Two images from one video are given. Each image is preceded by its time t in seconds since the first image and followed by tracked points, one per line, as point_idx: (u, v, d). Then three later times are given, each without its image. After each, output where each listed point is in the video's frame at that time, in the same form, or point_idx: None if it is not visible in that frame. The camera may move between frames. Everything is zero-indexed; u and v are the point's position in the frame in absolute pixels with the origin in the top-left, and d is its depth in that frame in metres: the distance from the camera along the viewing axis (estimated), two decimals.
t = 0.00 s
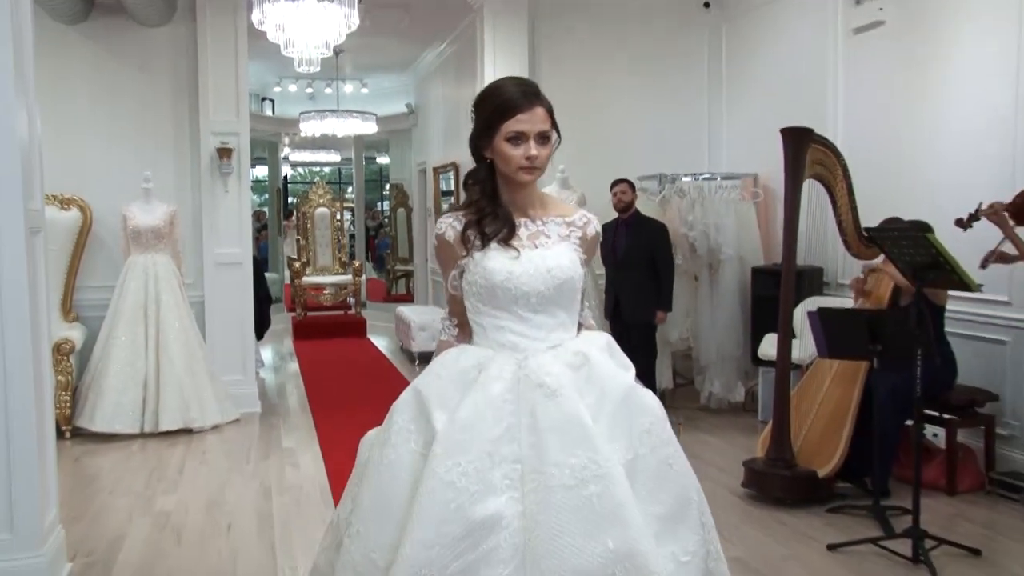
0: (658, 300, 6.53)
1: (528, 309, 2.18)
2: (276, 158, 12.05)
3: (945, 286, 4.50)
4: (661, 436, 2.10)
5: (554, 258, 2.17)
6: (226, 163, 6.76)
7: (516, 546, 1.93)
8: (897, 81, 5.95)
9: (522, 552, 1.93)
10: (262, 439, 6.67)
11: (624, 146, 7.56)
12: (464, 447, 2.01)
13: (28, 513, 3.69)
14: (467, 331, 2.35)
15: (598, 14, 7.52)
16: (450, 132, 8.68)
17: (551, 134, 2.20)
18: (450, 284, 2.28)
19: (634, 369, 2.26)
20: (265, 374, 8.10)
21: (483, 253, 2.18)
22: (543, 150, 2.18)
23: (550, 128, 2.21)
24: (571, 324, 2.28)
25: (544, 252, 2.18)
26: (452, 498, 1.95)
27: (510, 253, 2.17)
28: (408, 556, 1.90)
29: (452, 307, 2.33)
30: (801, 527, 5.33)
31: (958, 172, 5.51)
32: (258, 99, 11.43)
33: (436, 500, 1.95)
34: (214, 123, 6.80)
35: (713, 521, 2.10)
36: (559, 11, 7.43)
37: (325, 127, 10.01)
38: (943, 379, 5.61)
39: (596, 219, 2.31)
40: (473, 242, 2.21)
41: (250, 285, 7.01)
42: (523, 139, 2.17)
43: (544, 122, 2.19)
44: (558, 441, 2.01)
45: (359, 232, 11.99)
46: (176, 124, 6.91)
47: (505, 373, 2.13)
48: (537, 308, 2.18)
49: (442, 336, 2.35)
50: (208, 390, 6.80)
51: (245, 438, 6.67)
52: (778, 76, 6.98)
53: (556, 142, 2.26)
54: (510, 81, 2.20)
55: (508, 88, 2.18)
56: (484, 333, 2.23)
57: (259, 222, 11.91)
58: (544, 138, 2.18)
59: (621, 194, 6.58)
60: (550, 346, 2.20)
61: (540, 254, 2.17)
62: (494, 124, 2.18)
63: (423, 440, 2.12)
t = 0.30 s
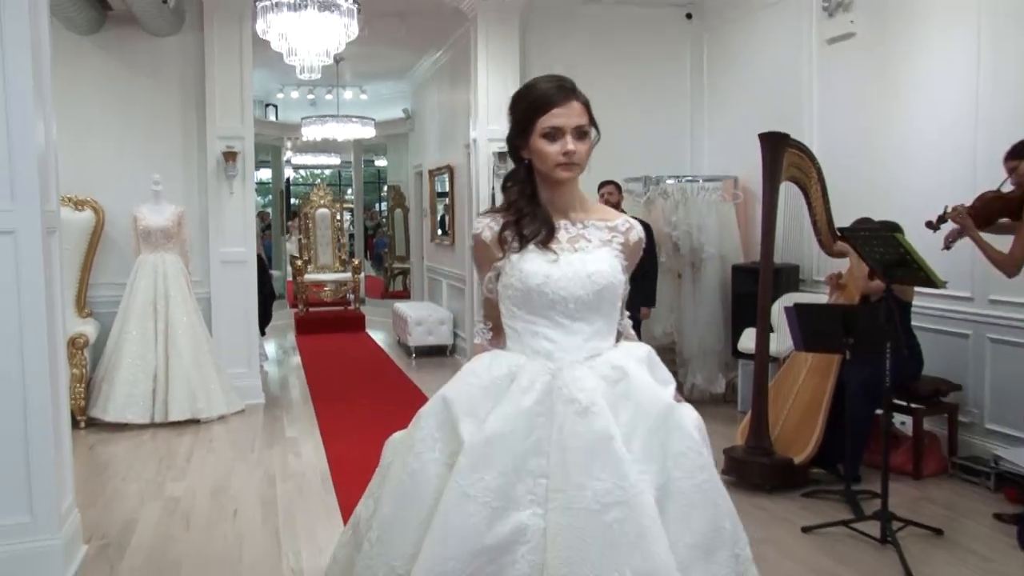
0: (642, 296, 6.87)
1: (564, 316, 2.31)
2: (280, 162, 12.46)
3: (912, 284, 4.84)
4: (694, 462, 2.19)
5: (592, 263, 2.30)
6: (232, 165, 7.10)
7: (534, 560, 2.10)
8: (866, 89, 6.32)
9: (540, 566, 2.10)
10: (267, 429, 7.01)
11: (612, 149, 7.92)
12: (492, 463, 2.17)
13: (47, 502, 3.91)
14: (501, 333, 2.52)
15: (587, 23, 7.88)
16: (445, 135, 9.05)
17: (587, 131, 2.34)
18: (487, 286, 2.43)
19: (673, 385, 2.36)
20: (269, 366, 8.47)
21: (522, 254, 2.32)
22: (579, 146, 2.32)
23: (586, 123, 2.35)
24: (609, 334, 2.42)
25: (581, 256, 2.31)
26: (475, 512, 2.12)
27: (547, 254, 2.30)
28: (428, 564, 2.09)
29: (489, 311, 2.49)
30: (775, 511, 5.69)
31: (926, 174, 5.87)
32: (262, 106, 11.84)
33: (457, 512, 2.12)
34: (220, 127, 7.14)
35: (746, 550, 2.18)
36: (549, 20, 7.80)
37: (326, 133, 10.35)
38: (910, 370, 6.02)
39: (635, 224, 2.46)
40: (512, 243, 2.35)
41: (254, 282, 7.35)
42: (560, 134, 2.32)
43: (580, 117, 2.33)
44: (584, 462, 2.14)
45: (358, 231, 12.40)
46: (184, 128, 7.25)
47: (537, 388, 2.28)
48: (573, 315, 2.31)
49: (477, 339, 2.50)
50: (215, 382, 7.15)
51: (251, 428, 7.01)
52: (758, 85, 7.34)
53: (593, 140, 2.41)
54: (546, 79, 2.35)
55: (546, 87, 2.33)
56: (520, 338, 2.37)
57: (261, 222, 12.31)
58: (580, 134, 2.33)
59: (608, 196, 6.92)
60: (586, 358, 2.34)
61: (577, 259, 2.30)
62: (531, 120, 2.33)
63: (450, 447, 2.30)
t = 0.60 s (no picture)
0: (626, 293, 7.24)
1: (603, 314, 2.15)
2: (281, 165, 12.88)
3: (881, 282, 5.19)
4: (738, 464, 2.06)
5: (633, 259, 2.14)
6: (235, 169, 7.42)
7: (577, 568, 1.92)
8: (837, 98, 6.70)
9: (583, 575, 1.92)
10: (269, 419, 7.35)
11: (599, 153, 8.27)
12: (530, 464, 1.98)
13: (63, 490, 4.25)
14: (531, 334, 2.34)
15: (574, 35, 8.28)
16: (439, 140, 9.43)
17: (627, 126, 2.16)
18: (519, 283, 2.24)
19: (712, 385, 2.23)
20: (272, 360, 8.85)
21: (560, 247, 2.16)
22: (617, 145, 2.15)
23: (626, 119, 2.16)
24: (647, 333, 2.27)
25: (622, 252, 2.15)
26: (513, 516, 1.92)
27: (587, 248, 2.15)
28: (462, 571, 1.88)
29: (519, 310, 2.30)
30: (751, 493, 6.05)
31: (896, 177, 6.20)
32: (264, 111, 12.23)
33: (493, 516, 1.92)
34: (224, 132, 7.47)
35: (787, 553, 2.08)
36: (539, 30, 8.17)
37: (325, 136, 10.69)
38: (880, 363, 6.36)
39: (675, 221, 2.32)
40: (549, 236, 2.19)
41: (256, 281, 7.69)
42: (598, 132, 2.15)
43: (620, 113, 2.14)
44: (630, 462, 1.98)
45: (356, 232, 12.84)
46: (191, 133, 7.59)
47: (574, 386, 2.11)
48: (613, 312, 2.15)
49: (506, 339, 2.33)
50: (219, 375, 7.47)
51: (254, 419, 7.34)
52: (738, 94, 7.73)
53: (633, 135, 2.23)
54: (583, 69, 2.16)
55: (584, 77, 2.15)
56: (555, 334, 2.18)
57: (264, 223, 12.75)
58: (619, 132, 2.15)
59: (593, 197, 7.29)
60: (626, 356, 2.17)
61: (618, 255, 2.14)
62: (569, 115, 2.16)
63: (483, 449, 2.07)
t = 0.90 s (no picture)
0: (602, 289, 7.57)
1: (619, 322, 2.18)
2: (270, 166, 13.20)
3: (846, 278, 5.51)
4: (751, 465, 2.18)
5: (647, 268, 2.19)
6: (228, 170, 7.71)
7: None
8: (802, 105, 7.06)
9: None
10: (262, 411, 7.64)
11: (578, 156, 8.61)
12: (564, 474, 1.99)
13: (63, 486, 4.53)
14: (528, 343, 2.33)
15: (553, 43, 8.63)
16: (424, 143, 9.76)
17: (642, 137, 2.15)
18: (523, 290, 2.26)
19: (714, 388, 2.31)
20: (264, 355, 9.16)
21: (576, 256, 2.18)
22: (632, 156, 2.13)
23: (641, 129, 2.14)
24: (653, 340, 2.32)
25: (635, 261, 2.20)
26: (553, 530, 1.93)
27: (602, 255, 2.18)
28: None
29: (521, 316, 2.28)
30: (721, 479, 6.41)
31: (858, 179, 6.54)
32: (254, 114, 12.53)
33: (534, 531, 1.92)
34: (218, 136, 7.76)
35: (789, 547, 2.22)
36: (520, 38, 8.52)
37: (314, 139, 10.99)
38: (844, 356, 6.68)
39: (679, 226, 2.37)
40: (561, 244, 2.20)
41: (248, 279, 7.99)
42: (612, 142, 2.13)
43: (636, 124, 2.12)
44: (657, 470, 2.05)
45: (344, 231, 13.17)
46: (186, 136, 7.89)
47: (597, 393, 2.13)
48: (627, 321, 2.19)
49: (504, 347, 2.31)
50: (213, 370, 7.76)
51: (248, 411, 7.63)
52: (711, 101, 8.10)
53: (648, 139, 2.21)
54: (599, 76, 2.12)
55: (599, 87, 2.11)
56: (568, 344, 2.21)
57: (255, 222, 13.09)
58: (634, 143, 2.13)
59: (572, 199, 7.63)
60: (639, 362, 2.23)
61: (632, 264, 2.18)
62: (584, 123, 2.13)
63: (508, 464, 2.06)
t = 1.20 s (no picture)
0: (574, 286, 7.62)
1: (630, 336, 1.88)
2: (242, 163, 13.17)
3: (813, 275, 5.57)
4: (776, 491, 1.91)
5: (658, 276, 1.92)
6: (198, 167, 7.68)
7: None
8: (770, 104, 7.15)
9: None
10: (232, 409, 7.62)
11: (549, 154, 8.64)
12: (584, 520, 1.69)
13: (30, 482, 4.51)
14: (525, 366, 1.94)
15: (524, 41, 8.68)
16: (396, 140, 9.79)
17: (647, 130, 1.87)
18: (519, 304, 1.90)
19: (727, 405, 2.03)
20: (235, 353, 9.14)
21: (581, 262, 1.88)
22: (638, 151, 1.86)
23: (646, 122, 1.87)
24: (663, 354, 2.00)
25: (644, 269, 1.92)
26: None
27: (609, 262, 1.90)
28: None
29: (516, 335, 1.92)
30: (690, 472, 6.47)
31: (826, 177, 6.61)
32: (225, 112, 12.50)
33: None
34: (187, 133, 7.72)
35: None
36: (490, 36, 8.56)
37: (284, 136, 10.96)
38: (811, 351, 6.76)
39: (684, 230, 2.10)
40: (562, 250, 1.89)
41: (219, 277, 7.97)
42: (614, 137, 1.85)
43: (640, 116, 1.85)
44: (682, 506, 1.76)
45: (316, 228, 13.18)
46: (156, 133, 7.87)
47: (609, 420, 1.83)
48: (639, 334, 1.89)
49: (498, 369, 1.92)
50: (183, 368, 7.73)
51: (218, 409, 7.61)
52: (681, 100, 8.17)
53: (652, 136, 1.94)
54: (595, 64, 1.85)
55: (597, 75, 1.83)
56: (574, 362, 1.89)
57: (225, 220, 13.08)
58: (640, 136, 1.86)
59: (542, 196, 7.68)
60: (651, 380, 1.93)
61: (642, 272, 1.90)
62: (582, 115, 1.85)
63: (515, 507, 1.73)
